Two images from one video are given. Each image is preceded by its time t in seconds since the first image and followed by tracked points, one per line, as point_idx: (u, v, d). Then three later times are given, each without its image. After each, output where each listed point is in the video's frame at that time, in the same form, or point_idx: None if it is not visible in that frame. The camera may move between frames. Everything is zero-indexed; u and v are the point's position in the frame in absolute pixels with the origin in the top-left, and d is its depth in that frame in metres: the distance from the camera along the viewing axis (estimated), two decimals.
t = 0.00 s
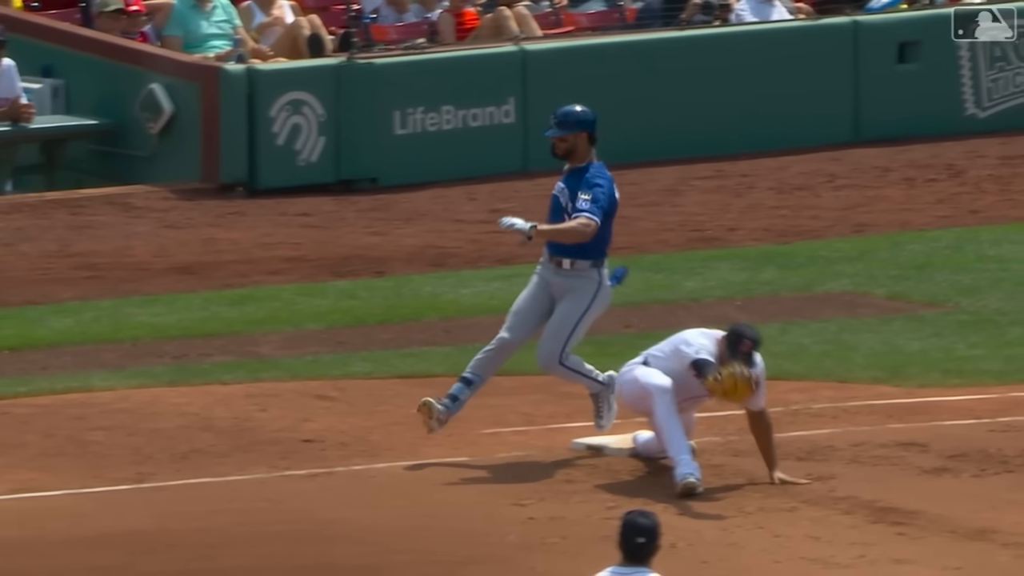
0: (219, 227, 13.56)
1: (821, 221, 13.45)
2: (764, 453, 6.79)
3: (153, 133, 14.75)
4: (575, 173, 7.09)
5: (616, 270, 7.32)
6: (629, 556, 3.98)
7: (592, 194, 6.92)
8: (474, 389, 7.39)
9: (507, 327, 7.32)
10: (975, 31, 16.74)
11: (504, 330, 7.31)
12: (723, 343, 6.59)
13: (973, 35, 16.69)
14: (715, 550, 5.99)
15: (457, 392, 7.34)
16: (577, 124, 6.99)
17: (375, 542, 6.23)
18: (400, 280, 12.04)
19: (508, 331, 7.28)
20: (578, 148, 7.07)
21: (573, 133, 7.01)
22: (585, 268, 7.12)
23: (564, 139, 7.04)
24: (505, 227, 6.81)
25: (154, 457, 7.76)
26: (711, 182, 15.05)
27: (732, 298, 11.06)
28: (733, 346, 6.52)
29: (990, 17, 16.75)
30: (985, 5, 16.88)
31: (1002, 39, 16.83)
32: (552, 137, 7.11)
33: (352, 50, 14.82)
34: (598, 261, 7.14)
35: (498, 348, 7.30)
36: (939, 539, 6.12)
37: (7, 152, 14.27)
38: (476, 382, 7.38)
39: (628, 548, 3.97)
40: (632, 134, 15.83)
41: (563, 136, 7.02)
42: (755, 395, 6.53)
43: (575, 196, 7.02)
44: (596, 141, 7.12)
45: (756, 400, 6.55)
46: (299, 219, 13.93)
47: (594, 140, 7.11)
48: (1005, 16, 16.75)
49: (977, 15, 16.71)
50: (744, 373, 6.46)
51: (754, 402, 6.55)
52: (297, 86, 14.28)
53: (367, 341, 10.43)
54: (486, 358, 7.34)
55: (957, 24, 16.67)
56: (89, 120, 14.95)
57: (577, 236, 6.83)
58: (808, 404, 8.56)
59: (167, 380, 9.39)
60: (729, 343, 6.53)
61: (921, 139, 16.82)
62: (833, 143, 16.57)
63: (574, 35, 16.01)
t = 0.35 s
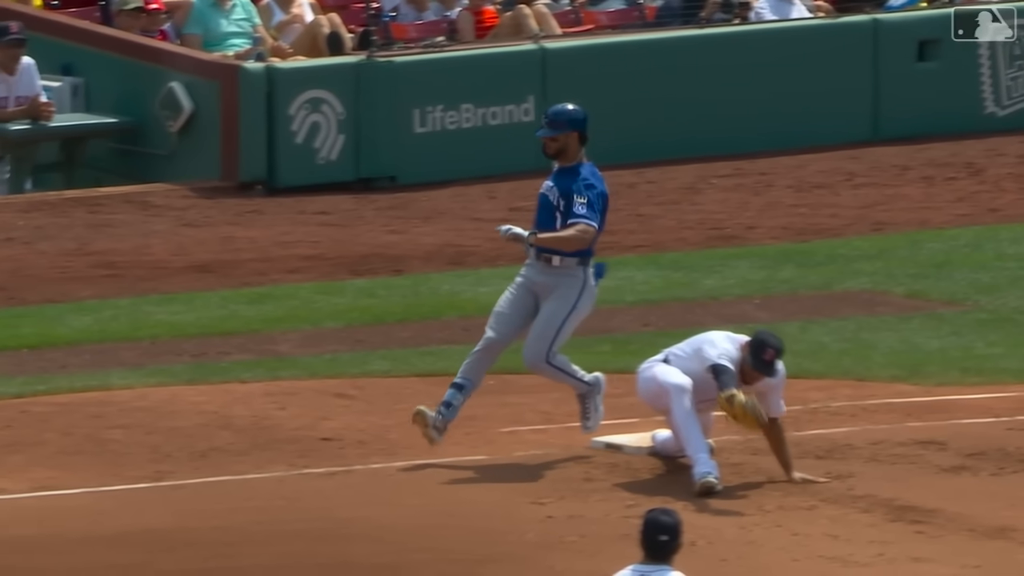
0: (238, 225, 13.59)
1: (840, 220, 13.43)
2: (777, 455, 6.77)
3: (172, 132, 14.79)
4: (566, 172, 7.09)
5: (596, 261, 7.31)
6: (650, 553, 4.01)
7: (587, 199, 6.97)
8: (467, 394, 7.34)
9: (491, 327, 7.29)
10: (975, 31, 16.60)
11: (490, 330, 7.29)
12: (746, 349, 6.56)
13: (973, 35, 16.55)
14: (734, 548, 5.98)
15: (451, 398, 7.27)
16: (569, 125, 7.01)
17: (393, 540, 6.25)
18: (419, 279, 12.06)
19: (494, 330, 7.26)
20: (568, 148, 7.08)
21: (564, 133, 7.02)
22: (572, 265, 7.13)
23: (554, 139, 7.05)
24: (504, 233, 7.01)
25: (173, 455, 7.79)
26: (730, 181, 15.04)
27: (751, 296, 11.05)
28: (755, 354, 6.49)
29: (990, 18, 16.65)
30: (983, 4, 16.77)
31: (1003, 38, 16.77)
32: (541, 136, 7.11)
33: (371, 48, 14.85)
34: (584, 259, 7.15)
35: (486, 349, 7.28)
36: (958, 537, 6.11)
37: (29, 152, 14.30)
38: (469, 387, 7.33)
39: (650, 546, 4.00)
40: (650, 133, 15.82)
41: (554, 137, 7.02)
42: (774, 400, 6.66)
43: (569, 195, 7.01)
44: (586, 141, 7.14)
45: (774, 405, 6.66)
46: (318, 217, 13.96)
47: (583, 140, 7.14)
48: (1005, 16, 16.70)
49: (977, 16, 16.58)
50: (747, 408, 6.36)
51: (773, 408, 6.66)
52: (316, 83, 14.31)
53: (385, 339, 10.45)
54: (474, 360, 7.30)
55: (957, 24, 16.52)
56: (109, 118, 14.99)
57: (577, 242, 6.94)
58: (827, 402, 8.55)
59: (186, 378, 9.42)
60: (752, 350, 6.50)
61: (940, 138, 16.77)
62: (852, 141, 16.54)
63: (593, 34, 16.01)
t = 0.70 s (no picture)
0: (256, 224, 13.65)
1: (858, 219, 13.43)
2: (792, 453, 6.81)
3: (191, 130, 14.85)
4: (557, 173, 7.07)
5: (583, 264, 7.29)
6: (671, 551, 4.04)
7: (585, 202, 7.00)
8: (465, 402, 7.25)
9: (479, 329, 7.23)
10: (975, 32, 16.51)
11: (477, 332, 7.23)
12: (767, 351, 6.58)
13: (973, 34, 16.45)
14: (751, 547, 6.01)
15: (450, 407, 7.20)
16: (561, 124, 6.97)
17: (412, 539, 6.29)
18: (437, 277, 12.10)
19: (480, 331, 7.21)
20: (560, 148, 7.06)
21: (556, 133, 7.00)
22: (559, 267, 7.10)
23: (547, 139, 7.02)
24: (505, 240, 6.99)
25: (192, 454, 7.84)
26: (748, 179, 15.04)
27: (769, 295, 11.07)
28: (776, 356, 6.51)
29: (991, 17, 16.56)
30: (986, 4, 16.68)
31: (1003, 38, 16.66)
32: (531, 137, 7.07)
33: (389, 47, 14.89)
34: (571, 262, 7.13)
35: (474, 351, 7.22)
36: (978, 535, 6.13)
37: (46, 151, 14.30)
38: (466, 395, 7.24)
39: (671, 544, 4.04)
40: (668, 132, 15.83)
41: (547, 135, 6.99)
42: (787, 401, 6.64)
43: (564, 198, 7.02)
44: (577, 141, 7.13)
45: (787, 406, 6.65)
46: (337, 216, 14.01)
47: (575, 141, 7.12)
48: (1005, 16, 16.63)
49: (978, 15, 16.47)
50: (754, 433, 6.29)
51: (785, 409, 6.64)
52: (334, 82, 14.35)
53: (403, 338, 10.49)
54: (465, 365, 7.24)
55: (956, 24, 16.39)
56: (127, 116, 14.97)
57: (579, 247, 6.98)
58: (845, 401, 8.56)
59: (205, 376, 9.48)
60: (774, 353, 6.53)
61: (958, 136, 16.76)
62: (870, 140, 16.54)
63: (611, 32, 16.03)
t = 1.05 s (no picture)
0: (276, 222, 13.71)
1: (877, 217, 13.42)
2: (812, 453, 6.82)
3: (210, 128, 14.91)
4: (549, 176, 6.99)
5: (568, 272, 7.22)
6: (692, 549, 4.06)
7: (585, 206, 6.93)
8: (464, 412, 7.23)
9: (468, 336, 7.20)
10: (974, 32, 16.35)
11: (467, 339, 7.19)
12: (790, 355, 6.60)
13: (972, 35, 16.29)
14: (770, 545, 6.03)
15: (450, 419, 7.20)
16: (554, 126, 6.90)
17: (432, 537, 6.32)
18: (456, 275, 12.14)
19: (468, 338, 7.18)
20: (552, 150, 6.97)
21: (548, 135, 6.91)
22: (544, 270, 7.04)
23: (539, 142, 6.93)
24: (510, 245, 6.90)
25: (211, 452, 7.89)
26: (767, 178, 15.04)
27: (788, 293, 11.08)
28: (798, 360, 6.52)
29: (991, 17, 16.49)
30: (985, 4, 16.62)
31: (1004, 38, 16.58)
32: (523, 139, 6.98)
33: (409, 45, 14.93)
34: (557, 266, 7.07)
35: (464, 360, 7.18)
36: (997, 534, 6.14)
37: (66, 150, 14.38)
38: (464, 404, 7.22)
39: (693, 542, 4.06)
40: (687, 130, 15.85)
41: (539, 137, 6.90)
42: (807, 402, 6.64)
43: (561, 203, 6.94)
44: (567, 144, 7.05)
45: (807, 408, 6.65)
46: (356, 214, 14.06)
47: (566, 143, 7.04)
48: (1005, 16, 16.57)
49: (977, 16, 16.37)
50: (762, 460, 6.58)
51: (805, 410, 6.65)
52: (354, 81, 14.40)
53: (422, 336, 10.53)
54: (460, 376, 7.21)
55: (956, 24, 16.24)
56: (147, 115, 15.03)
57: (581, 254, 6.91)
58: (865, 399, 8.57)
59: (224, 375, 9.53)
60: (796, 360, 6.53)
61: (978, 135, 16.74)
62: (890, 138, 16.52)
63: (630, 30, 16.02)
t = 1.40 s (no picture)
0: (295, 221, 13.75)
1: (896, 215, 13.39)
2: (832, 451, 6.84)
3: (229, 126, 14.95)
4: (541, 181, 7.01)
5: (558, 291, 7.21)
6: (714, 549, 4.07)
7: (585, 211, 7.00)
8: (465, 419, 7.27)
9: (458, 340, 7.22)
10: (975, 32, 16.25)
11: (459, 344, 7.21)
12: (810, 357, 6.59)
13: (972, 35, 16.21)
14: (789, 543, 6.02)
15: (454, 427, 7.29)
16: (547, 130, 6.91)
17: (451, 535, 6.34)
18: (475, 274, 12.15)
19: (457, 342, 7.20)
20: (543, 155, 6.97)
21: (541, 139, 6.91)
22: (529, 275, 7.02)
23: (531, 146, 6.92)
24: (520, 252, 6.82)
25: (230, 450, 7.92)
26: (787, 176, 15.03)
27: (808, 292, 11.06)
28: (818, 361, 6.53)
29: (990, 18, 16.31)
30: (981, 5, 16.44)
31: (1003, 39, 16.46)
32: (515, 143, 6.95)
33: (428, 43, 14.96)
34: (542, 273, 7.06)
35: (457, 367, 7.21)
36: (1017, 532, 6.13)
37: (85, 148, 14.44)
38: (463, 412, 7.25)
39: (715, 541, 4.07)
40: (707, 128, 15.84)
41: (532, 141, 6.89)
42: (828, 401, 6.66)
43: (558, 209, 6.98)
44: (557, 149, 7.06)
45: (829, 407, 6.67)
46: (375, 213, 14.09)
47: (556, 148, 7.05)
48: (1005, 16, 16.44)
49: (977, 15, 16.19)
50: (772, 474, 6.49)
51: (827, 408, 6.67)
52: (373, 79, 14.42)
53: (440, 335, 10.55)
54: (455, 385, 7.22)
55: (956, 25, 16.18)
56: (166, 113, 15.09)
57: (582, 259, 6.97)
58: (884, 398, 8.55)
59: (243, 373, 9.57)
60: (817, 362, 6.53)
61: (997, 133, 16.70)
62: (908, 136, 16.49)
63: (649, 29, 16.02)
